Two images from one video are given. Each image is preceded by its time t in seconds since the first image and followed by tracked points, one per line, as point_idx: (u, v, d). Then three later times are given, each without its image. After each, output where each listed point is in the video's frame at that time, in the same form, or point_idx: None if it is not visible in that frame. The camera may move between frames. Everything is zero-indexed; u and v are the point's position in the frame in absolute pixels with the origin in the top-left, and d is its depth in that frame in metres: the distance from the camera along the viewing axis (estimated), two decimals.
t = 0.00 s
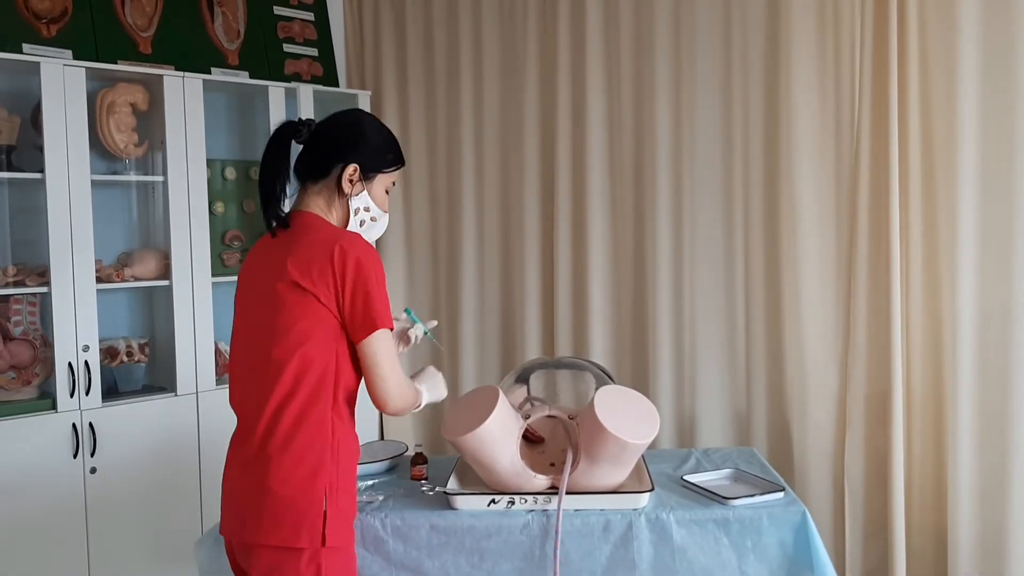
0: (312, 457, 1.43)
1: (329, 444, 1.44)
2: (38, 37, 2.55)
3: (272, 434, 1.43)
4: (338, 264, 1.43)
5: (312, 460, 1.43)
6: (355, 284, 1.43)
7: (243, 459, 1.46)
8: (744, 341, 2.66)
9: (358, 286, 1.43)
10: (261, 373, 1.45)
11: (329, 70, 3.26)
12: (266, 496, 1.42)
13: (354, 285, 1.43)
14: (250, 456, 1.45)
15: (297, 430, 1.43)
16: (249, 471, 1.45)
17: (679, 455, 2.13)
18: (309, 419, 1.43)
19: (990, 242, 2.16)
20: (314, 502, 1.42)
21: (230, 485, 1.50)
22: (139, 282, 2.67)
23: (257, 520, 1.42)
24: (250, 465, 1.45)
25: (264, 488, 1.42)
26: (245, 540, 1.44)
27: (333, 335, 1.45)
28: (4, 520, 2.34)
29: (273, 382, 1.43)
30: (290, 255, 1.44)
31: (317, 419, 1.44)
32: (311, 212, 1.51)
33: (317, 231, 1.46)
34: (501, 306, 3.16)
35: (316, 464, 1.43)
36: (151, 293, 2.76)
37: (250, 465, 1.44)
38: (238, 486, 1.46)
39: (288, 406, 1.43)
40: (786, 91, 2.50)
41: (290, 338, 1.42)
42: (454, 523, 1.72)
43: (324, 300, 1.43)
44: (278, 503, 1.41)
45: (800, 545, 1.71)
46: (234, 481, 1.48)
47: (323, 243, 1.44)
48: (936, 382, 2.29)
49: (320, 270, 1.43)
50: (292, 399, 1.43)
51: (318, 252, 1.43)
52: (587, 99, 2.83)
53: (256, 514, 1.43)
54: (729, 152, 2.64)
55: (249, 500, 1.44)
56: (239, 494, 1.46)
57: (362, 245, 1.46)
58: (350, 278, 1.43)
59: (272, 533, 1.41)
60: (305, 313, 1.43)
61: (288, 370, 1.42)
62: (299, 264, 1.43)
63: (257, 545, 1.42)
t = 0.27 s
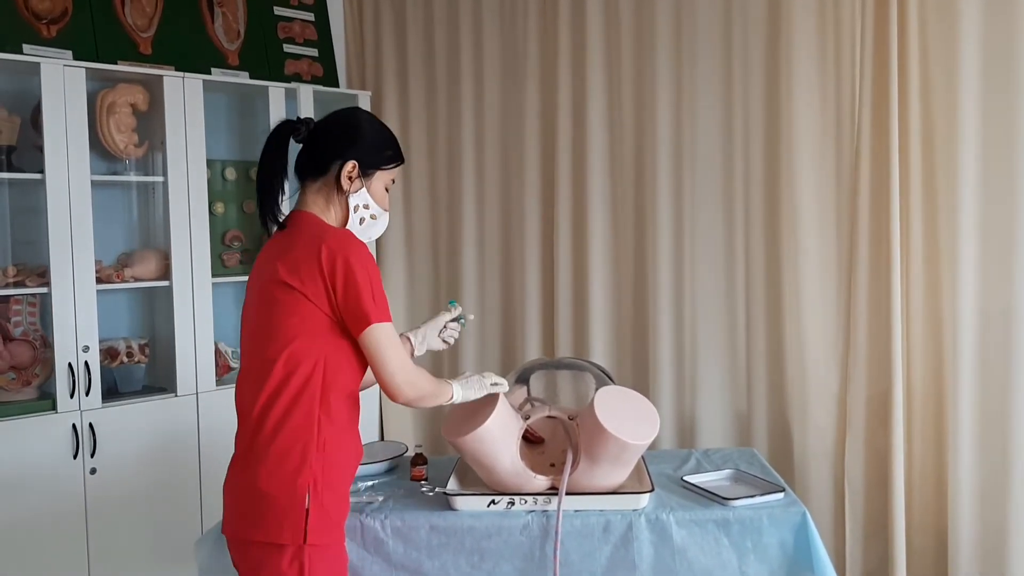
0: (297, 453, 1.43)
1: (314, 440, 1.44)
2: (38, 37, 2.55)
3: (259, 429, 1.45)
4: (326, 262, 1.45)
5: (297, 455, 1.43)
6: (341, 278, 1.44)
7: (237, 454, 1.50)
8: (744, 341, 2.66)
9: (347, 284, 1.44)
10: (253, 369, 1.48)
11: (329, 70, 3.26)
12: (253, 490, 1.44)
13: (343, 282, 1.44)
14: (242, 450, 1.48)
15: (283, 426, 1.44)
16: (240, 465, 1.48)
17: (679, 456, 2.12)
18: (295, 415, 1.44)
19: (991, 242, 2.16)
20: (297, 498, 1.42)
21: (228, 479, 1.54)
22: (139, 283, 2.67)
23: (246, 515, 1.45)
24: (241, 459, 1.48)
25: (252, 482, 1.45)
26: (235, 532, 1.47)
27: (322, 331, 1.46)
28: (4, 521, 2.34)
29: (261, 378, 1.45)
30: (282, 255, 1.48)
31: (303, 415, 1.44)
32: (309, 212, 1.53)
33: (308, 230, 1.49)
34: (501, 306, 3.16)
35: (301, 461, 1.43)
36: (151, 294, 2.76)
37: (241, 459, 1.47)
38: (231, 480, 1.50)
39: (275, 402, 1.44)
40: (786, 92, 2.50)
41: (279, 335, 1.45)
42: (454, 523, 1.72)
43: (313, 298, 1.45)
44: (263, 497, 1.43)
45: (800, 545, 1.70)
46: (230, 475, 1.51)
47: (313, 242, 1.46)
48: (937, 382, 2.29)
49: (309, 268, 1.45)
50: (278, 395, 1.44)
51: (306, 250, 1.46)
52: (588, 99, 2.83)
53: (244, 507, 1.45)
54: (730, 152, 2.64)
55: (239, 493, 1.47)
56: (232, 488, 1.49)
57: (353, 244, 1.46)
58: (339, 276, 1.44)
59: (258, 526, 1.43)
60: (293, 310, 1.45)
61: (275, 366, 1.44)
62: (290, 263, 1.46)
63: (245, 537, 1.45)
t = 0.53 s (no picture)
0: (284, 447, 1.44)
1: (301, 435, 1.44)
2: (36, 36, 2.54)
3: (250, 422, 1.47)
4: (322, 259, 1.46)
5: (284, 449, 1.44)
6: (336, 276, 1.45)
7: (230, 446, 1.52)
8: (743, 340, 2.66)
9: (341, 282, 1.45)
10: (249, 363, 1.50)
11: (328, 69, 3.25)
12: (241, 481, 1.46)
13: (338, 280, 1.45)
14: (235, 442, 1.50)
15: (272, 419, 1.45)
16: (232, 457, 1.50)
17: (677, 455, 2.12)
18: (283, 409, 1.45)
19: (990, 241, 2.16)
20: (281, 491, 1.42)
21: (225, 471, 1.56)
22: (138, 282, 2.66)
23: (235, 507, 1.46)
24: (233, 451, 1.49)
25: (240, 474, 1.46)
26: (224, 523, 1.49)
27: (316, 328, 1.47)
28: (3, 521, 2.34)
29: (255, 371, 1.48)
30: (282, 253, 1.51)
31: (292, 410, 1.45)
32: (317, 212, 1.54)
33: (308, 228, 1.51)
34: (500, 305, 3.15)
35: (287, 455, 1.44)
36: (150, 293, 2.76)
37: (233, 451, 1.49)
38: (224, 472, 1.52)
39: (266, 395, 1.45)
40: (786, 90, 2.49)
41: (273, 331, 1.47)
42: (453, 523, 1.72)
43: (308, 294, 1.47)
44: (250, 489, 1.44)
45: (799, 544, 1.70)
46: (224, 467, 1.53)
47: (311, 240, 1.48)
48: (936, 382, 2.29)
49: (305, 265, 1.47)
50: (269, 388, 1.45)
51: (305, 247, 1.48)
52: (587, 98, 2.83)
53: (233, 498, 1.47)
54: (729, 151, 2.64)
55: (229, 484, 1.49)
56: (224, 479, 1.51)
57: (350, 243, 1.47)
58: (333, 274, 1.45)
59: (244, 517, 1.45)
60: (289, 306, 1.47)
61: (268, 360, 1.46)
62: (288, 260, 1.49)
63: (232, 527, 1.47)
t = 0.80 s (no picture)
0: (277, 440, 1.45)
1: (294, 429, 1.45)
2: (35, 34, 2.54)
3: (246, 415, 1.48)
4: (320, 256, 1.46)
5: (276, 443, 1.45)
6: (333, 272, 1.45)
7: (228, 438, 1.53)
8: (743, 339, 2.66)
9: (338, 278, 1.45)
10: (248, 357, 1.51)
11: (327, 68, 3.25)
12: (235, 473, 1.47)
13: (335, 276, 1.45)
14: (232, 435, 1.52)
15: (266, 413, 1.46)
16: (229, 449, 1.51)
17: (677, 454, 2.12)
18: (277, 403, 1.45)
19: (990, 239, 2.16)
20: (272, 484, 1.43)
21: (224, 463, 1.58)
22: (137, 280, 2.66)
23: (228, 499, 1.48)
24: (230, 443, 1.51)
25: (235, 465, 1.48)
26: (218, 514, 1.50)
27: (313, 324, 1.47)
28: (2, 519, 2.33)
29: (253, 365, 1.49)
30: (283, 249, 1.52)
31: (286, 404, 1.45)
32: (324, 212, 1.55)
33: (310, 226, 1.51)
34: (500, 304, 3.15)
35: (279, 449, 1.44)
36: (149, 291, 2.76)
37: (229, 443, 1.51)
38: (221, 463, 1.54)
39: (261, 389, 1.47)
40: (785, 89, 2.49)
41: (271, 325, 1.48)
42: (453, 522, 1.72)
43: (306, 291, 1.47)
44: (243, 480, 1.46)
45: (799, 543, 1.70)
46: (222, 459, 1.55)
47: (311, 237, 1.49)
48: (936, 380, 2.28)
49: (304, 261, 1.48)
50: (264, 382, 1.47)
51: (304, 244, 1.49)
52: (587, 97, 2.83)
53: (227, 489, 1.49)
54: (729, 150, 2.64)
55: (224, 475, 1.50)
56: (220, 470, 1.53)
57: (348, 240, 1.47)
58: (331, 270, 1.45)
59: (236, 508, 1.46)
60: (287, 302, 1.48)
61: (264, 354, 1.47)
62: (288, 256, 1.50)
63: (224, 517, 1.48)
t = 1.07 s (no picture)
0: (273, 436, 1.45)
1: (290, 425, 1.45)
2: (34, 33, 2.54)
3: (243, 410, 1.48)
4: (319, 253, 1.46)
5: (271, 439, 1.45)
6: (330, 270, 1.45)
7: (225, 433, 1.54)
8: (742, 338, 2.66)
9: (335, 275, 1.45)
10: (246, 353, 1.52)
11: (326, 67, 3.25)
12: (232, 468, 1.47)
13: (332, 274, 1.45)
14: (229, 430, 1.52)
15: (262, 408, 1.46)
16: (226, 445, 1.51)
17: (676, 453, 2.12)
18: (274, 399, 1.46)
19: (990, 238, 2.16)
20: (267, 479, 1.43)
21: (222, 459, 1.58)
22: (136, 279, 2.66)
23: (224, 495, 1.48)
24: (227, 439, 1.51)
25: (232, 460, 1.48)
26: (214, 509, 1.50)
27: (310, 321, 1.47)
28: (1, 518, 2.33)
29: (250, 361, 1.49)
30: (282, 247, 1.53)
31: (282, 400, 1.45)
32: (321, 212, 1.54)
33: (309, 225, 1.52)
34: (499, 304, 3.15)
35: (275, 445, 1.44)
36: (148, 291, 2.75)
37: (226, 439, 1.51)
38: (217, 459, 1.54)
39: (258, 384, 1.47)
40: (785, 88, 2.49)
41: (269, 322, 1.49)
42: (451, 521, 1.71)
43: (304, 288, 1.48)
44: (238, 475, 1.46)
45: (798, 542, 1.70)
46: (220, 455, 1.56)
47: (309, 234, 1.49)
48: (935, 379, 2.28)
49: (301, 258, 1.48)
50: (261, 378, 1.47)
51: (303, 241, 1.49)
52: (586, 96, 2.83)
53: (223, 484, 1.49)
54: (728, 149, 2.64)
55: (220, 471, 1.50)
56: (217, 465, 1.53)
57: (346, 238, 1.47)
58: (328, 268, 1.45)
59: (231, 503, 1.46)
60: (285, 298, 1.48)
61: (262, 350, 1.48)
62: (287, 254, 1.50)
63: (220, 512, 1.48)
